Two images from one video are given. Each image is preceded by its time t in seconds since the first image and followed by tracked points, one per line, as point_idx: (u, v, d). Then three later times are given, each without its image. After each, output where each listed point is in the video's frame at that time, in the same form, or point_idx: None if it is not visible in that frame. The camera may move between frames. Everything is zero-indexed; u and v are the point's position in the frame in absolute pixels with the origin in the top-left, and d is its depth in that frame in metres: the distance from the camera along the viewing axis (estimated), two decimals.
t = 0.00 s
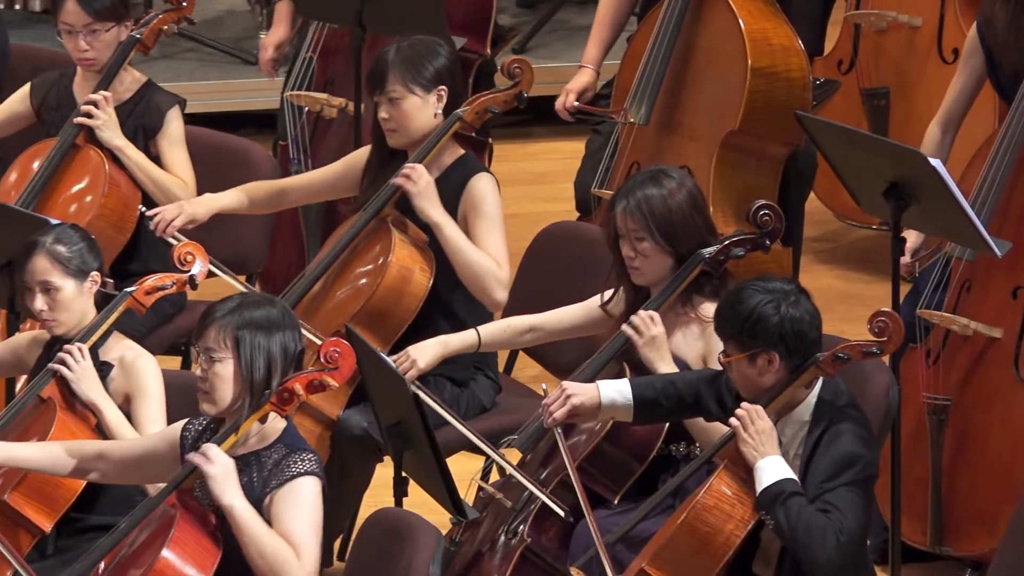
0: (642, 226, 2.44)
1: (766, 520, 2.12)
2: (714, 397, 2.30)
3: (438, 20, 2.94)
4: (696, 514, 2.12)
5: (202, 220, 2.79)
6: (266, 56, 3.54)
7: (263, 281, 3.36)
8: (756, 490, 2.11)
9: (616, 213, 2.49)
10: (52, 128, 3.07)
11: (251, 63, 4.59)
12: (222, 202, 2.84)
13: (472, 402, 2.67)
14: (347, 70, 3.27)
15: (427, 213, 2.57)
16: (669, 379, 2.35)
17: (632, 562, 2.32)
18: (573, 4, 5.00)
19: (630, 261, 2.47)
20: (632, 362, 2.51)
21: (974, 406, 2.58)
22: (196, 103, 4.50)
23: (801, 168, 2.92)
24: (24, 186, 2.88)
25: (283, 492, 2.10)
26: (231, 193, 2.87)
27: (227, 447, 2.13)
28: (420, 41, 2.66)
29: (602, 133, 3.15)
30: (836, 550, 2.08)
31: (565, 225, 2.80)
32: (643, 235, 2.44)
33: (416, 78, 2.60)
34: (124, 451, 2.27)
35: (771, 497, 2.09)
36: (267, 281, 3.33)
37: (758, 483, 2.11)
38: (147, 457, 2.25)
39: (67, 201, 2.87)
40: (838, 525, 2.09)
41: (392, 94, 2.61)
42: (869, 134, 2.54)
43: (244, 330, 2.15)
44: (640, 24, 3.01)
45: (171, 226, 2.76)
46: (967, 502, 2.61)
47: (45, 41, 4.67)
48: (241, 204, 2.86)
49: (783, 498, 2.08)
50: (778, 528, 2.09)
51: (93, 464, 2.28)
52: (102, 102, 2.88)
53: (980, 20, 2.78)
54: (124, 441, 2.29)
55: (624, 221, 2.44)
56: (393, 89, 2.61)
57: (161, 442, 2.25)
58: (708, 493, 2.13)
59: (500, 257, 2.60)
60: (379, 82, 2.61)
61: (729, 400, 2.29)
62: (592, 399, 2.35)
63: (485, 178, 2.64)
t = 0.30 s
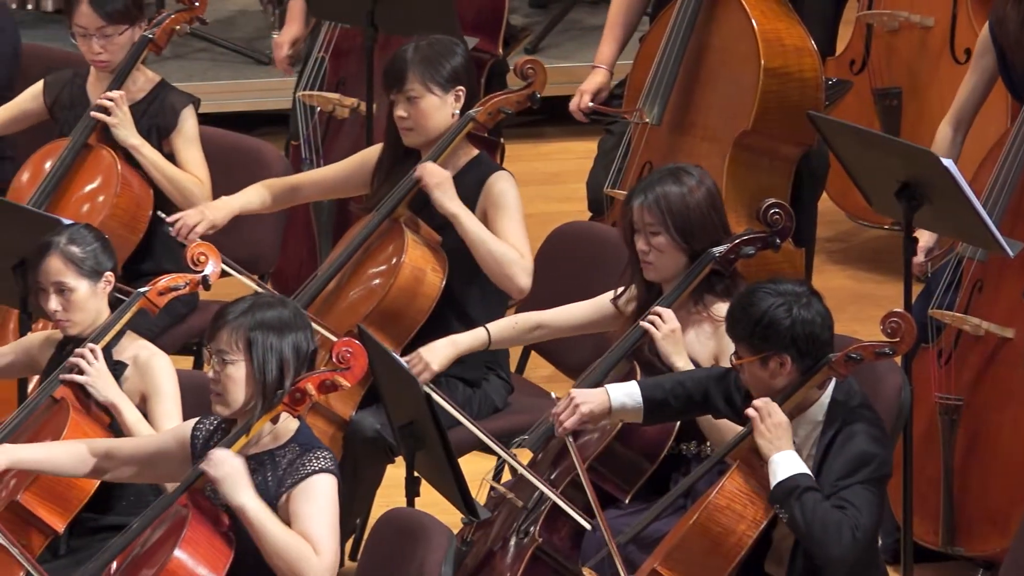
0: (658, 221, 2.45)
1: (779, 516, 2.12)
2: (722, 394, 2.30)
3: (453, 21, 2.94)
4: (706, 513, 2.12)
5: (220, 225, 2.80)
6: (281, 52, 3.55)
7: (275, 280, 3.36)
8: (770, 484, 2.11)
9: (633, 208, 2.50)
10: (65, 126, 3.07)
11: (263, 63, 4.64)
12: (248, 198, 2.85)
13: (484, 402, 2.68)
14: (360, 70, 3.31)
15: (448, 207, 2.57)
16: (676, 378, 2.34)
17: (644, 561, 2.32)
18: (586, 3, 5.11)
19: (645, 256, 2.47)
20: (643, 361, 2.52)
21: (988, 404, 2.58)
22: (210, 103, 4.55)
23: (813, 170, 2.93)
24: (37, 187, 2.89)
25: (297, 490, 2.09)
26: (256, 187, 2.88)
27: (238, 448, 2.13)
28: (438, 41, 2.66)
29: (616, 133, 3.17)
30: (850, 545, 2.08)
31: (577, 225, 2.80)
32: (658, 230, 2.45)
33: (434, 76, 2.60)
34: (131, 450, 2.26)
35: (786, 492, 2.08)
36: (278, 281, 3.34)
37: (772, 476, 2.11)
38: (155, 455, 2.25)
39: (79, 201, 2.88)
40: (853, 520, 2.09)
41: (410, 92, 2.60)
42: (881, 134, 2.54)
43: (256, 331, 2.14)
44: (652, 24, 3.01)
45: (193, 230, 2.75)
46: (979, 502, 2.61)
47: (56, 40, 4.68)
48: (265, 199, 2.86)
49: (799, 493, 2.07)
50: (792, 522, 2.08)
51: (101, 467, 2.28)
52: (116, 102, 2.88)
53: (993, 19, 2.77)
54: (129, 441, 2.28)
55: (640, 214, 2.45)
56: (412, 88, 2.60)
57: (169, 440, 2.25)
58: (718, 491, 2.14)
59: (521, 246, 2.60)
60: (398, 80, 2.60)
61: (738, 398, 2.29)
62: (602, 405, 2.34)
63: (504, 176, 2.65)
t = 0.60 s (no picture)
0: (672, 220, 2.45)
1: (792, 516, 2.12)
2: (730, 403, 2.31)
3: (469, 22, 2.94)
4: (721, 512, 2.11)
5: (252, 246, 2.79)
6: (295, 49, 3.54)
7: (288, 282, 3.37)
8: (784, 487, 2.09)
9: (648, 207, 2.50)
10: (79, 127, 3.07)
11: (277, 63, 4.70)
12: (276, 210, 2.82)
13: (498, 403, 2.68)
14: (373, 69, 3.34)
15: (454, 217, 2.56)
16: (688, 390, 2.35)
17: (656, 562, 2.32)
18: (599, 4, 5.15)
19: (659, 255, 2.47)
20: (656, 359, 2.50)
21: (1004, 405, 2.58)
22: (224, 104, 4.57)
23: (827, 170, 2.92)
24: (50, 188, 2.90)
25: (311, 496, 2.09)
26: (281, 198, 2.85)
27: (251, 450, 2.10)
28: (456, 40, 2.66)
29: (628, 134, 3.19)
30: (864, 546, 2.06)
31: (591, 225, 2.80)
32: (673, 229, 2.44)
33: (452, 74, 2.61)
34: (143, 454, 2.26)
35: (800, 494, 2.06)
36: (291, 281, 3.34)
37: (786, 479, 2.09)
38: (169, 456, 2.25)
39: (94, 199, 2.89)
40: (867, 521, 2.07)
41: (428, 90, 2.61)
42: (895, 134, 2.54)
43: (267, 333, 2.13)
44: (666, 24, 3.01)
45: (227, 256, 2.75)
46: (993, 503, 2.61)
47: (70, 40, 4.69)
48: (293, 209, 2.84)
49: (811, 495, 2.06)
50: (806, 525, 2.06)
51: (115, 475, 2.27)
52: (131, 104, 2.86)
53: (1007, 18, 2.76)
54: (142, 446, 2.29)
55: (654, 214, 2.45)
56: (430, 86, 2.61)
57: (182, 441, 2.25)
58: (731, 492, 2.12)
59: (536, 254, 2.60)
60: (416, 79, 2.61)
61: (746, 402, 2.29)
62: (619, 426, 2.33)
63: (518, 178, 2.65)
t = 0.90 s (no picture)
0: (686, 220, 2.45)
1: (797, 528, 2.10)
2: (741, 410, 2.31)
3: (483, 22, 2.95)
4: (736, 513, 2.10)
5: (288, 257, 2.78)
6: (312, 46, 3.55)
7: (302, 283, 3.38)
8: (780, 500, 2.10)
9: (661, 207, 2.50)
10: (94, 127, 3.08)
11: (292, 63, 4.70)
12: (304, 218, 2.83)
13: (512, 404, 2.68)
14: (387, 70, 3.35)
15: (464, 223, 2.56)
16: (702, 399, 2.35)
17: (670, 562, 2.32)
18: (613, 4, 5.17)
19: (673, 256, 2.47)
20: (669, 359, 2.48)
21: (1018, 404, 2.58)
22: (238, 103, 4.59)
23: (840, 170, 2.93)
24: (65, 188, 2.90)
25: (324, 495, 2.09)
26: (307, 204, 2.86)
27: (265, 451, 2.10)
28: (472, 40, 2.67)
29: (642, 134, 3.20)
30: (876, 545, 2.06)
31: (604, 225, 2.80)
32: (686, 230, 2.44)
33: (467, 74, 2.61)
34: (157, 460, 2.26)
35: (800, 503, 2.07)
36: (306, 281, 3.35)
37: (781, 492, 2.09)
38: (184, 462, 2.25)
39: (110, 199, 2.89)
40: (879, 520, 2.07)
41: (443, 89, 2.62)
42: (909, 134, 2.53)
43: (284, 332, 2.13)
44: (680, 24, 3.02)
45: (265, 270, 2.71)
46: (1007, 503, 2.61)
47: (84, 40, 4.70)
48: (321, 216, 2.85)
49: (818, 497, 2.06)
50: (813, 532, 2.06)
51: (130, 483, 2.27)
52: (144, 105, 2.86)
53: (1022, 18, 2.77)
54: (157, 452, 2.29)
55: (667, 214, 2.45)
56: (444, 85, 2.62)
57: (197, 445, 2.25)
58: (743, 494, 2.12)
59: (547, 260, 2.61)
60: (431, 78, 2.62)
61: (758, 408, 2.29)
62: (641, 436, 2.32)
63: (531, 179, 2.65)
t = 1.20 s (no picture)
0: (697, 222, 2.45)
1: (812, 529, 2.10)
2: (750, 419, 2.31)
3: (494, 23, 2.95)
4: (749, 512, 2.09)
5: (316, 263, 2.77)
6: (328, 40, 3.54)
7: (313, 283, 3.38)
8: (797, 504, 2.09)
9: (673, 209, 2.50)
10: (106, 127, 3.08)
11: (303, 63, 4.70)
12: (324, 224, 2.82)
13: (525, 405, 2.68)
14: (400, 69, 3.36)
15: (478, 220, 2.57)
16: (715, 407, 2.36)
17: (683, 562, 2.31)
18: (625, 3, 5.17)
19: (685, 257, 2.47)
20: (681, 359, 2.47)
21: None
22: (249, 103, 4.59)
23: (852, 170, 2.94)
24: (77, 188, 2.90)
25: (334, 494, 2.08)
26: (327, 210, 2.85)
27: (276, 450, 2.09)
28: (483, 40, 2.67)
29: (653, 134, 3.20)
30: (889, 546, 2.05)
31: (617, 226, 2.80)
32: (698, 231, 2.44)
33: (478, 75, 2.61)
34: (168, 464, 2.26)
35: (816, 507, 2.06)
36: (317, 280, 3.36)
37: (798, 496, 2.08)
38: (193, 465, 2.25)
39: (123, 198, 2.89)
40: (892, 521, 2.07)
41: (454, 90, 2.61)
42: (920, 134, 2.53)
43: (300, 331, 2.13)
44: (692, 23, 3.02)
45: (292, 279, 2.72)
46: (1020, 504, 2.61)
47: (96, 40, 4.71)
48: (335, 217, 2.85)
49: (832, 502, 2.05)
50: (828, 536, 2.06)
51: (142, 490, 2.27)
52: (157, 101, 2.87)
53: None
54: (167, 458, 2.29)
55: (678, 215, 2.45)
56: (456, 86, 2.61)
57: (205, 449, 2.25)
58: (756, 493, 2.11)
59: (559, 258, 2.60)
60: (442, 79, 2.62)
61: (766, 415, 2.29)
62: (658, 449, 2.31)
63: (544, 179, 2.65)
